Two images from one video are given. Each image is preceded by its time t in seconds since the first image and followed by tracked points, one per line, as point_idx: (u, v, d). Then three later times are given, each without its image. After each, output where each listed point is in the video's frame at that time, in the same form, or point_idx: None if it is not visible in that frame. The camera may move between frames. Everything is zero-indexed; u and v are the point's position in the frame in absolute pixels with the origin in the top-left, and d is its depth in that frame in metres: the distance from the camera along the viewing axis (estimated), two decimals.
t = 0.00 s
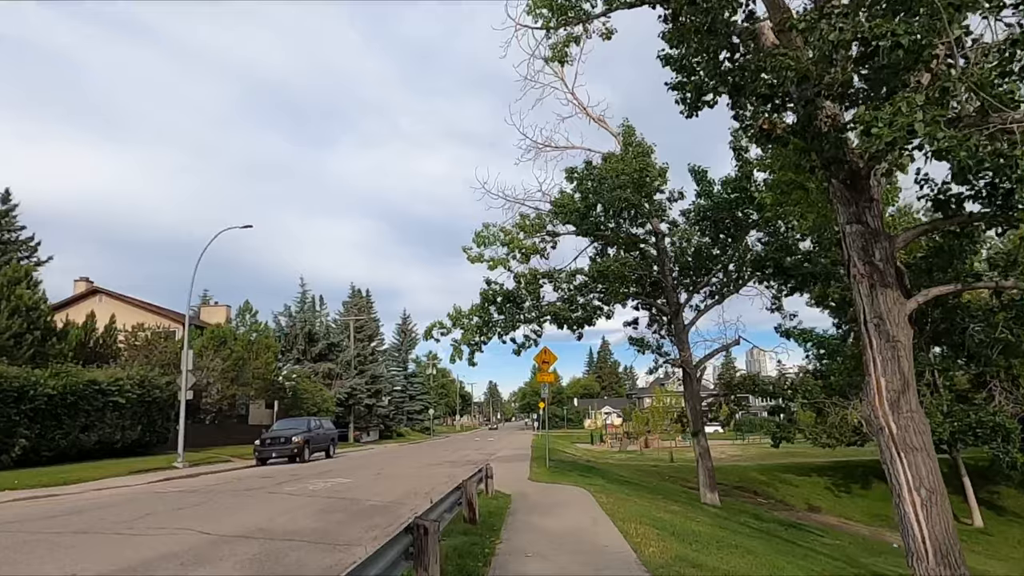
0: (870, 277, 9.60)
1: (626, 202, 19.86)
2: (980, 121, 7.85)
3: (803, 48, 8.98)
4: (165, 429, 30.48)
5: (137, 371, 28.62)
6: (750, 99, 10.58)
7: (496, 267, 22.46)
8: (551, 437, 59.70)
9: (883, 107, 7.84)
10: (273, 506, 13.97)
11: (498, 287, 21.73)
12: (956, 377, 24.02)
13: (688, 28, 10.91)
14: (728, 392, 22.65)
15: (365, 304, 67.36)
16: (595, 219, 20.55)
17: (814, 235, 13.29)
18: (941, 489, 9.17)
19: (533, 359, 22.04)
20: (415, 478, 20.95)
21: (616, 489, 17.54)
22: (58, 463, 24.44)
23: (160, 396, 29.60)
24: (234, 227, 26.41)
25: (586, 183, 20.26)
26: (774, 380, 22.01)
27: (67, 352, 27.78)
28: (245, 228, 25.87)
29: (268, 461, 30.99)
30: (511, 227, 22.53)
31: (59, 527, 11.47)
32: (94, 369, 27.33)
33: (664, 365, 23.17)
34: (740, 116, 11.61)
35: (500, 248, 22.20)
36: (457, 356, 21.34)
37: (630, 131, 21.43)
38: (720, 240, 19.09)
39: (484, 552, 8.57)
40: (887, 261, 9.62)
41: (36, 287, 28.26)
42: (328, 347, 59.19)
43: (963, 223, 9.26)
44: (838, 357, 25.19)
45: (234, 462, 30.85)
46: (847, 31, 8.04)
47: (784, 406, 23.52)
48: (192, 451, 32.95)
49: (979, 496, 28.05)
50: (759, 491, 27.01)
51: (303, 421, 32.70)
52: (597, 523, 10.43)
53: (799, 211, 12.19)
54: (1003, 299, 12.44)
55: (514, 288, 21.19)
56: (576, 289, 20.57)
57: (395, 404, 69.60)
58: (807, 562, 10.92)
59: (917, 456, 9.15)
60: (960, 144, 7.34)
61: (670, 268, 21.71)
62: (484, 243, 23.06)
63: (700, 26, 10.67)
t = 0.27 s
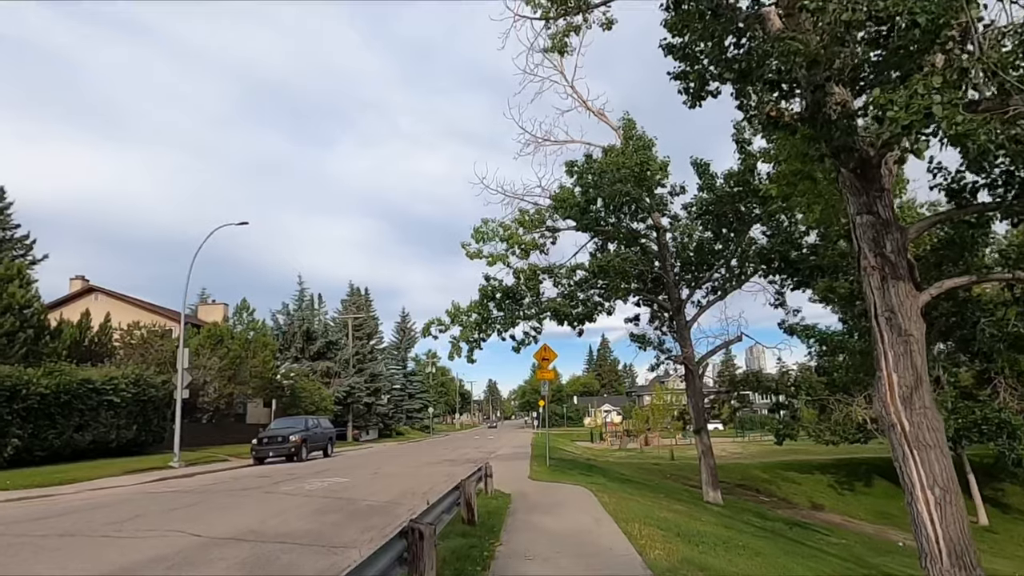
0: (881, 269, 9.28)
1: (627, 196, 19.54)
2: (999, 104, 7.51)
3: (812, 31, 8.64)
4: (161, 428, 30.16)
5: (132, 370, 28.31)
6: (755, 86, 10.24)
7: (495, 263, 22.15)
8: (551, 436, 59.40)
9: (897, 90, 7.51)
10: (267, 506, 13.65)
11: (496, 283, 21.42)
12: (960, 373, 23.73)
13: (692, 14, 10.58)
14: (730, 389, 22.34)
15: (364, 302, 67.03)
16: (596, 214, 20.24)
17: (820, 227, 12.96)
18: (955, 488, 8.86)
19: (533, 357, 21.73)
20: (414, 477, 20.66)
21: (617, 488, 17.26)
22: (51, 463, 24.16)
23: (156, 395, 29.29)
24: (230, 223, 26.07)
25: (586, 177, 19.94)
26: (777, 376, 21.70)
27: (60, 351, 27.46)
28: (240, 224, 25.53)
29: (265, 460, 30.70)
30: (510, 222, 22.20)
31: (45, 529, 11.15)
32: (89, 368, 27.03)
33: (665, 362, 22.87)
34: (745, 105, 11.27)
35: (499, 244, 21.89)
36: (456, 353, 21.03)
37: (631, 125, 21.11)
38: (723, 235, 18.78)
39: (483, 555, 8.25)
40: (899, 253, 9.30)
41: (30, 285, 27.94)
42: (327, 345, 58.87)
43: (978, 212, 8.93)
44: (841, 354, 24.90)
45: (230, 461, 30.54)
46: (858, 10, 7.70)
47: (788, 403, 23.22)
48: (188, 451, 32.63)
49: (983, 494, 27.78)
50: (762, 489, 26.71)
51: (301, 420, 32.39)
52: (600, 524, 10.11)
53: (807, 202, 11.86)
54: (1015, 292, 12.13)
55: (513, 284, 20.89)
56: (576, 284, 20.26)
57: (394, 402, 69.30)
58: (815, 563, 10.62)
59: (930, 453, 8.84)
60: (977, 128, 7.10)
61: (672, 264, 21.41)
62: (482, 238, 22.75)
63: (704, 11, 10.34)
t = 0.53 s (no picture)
0: (890, 261, 9.00)
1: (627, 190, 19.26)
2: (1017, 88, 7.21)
3: (818, 14, 8.35)
4: (156, 426, 29.86)
5: (126, 367, 28.02)
6: (760, 73, 9.95)
7: (493, 258, 21.88)
8: (550, 433, 59.22)
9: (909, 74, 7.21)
10: (260, 506, 13.35)
11: (494, 279, 21.13)
12: (963, 369, 23.50)
13: None
14: (730, 386, 21.81)
15: (362, 299, 66.71)
16: (595, 209, 19.97)
17: (825, 221, 12.68)
18: (965, 487, 8.61)
19: (531, 354, 21.45)
20: (411, 476, 20.37)
21: (618, 486, 17.00)
22: (43, 462, 23.91)
23: (150, 393, 29.00)
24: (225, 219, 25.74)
25: (586, 172, 19.64)
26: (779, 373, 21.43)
27: (53, 348, 27.16)
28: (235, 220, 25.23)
29: (261, 459, 30.40)
30: (508, 217, 21.92)
31: (31, 529, 10.85)
32: (82, 366, 26.77)
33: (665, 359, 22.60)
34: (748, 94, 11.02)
35: (497, 239, 21.61)
36: (453, 350, 20.75)
37: (631, 118, 20.82)
38: (724, 230, 18.51)
39: (480, 556, 7.99)
40: (908, 245, 9.03)
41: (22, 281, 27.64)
42: (324, 342, 58.59)
43: (990, 202, 8.67)
44: (843, 351, 24.65)
45: (226, 459, 30.26)
46: None
47: (789, 400, 22.97)
48: (183, 449, 32.34)
49: (985, 492, 27.57)
50: (762, 487, 26.48)
51: (297, 417, 32.08)
52: (601, 525, 9.84)
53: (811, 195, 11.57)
54: None
55: (511, 280, 20.60)
56: (575, 280, 19.99)
57: (392, 400, 69.02)
58: (820, 564, 10.36)
59: (941, 451, 8.58)
60: (994, 113, 6.83)
61: (672, 259, 21.15)
62: (480, 234, 22.47)
63: None
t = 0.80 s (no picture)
0: (896, 251, 8.74)
1: (625, 183, 18.97)
2: None
3: None
4: (147, 421, 29.52)
5: (117, 361, 27.67)
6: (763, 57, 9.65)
7: (489, 252, 21.60)
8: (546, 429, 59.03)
9: (922, 54, 6.92)
10: (250, 502, 13.06)
11: (490, 273, 20.84)
12: (963, 364, 23.30)
13: None
14: (728, 380, 21.75)
15: (357, 294, 66.31)
16: (592, 201, 19.68)
17: (827, 212, 12.43)
18: (973, 483, 8.36)
19: (527, 348, 21.17)
20: (405, 471, 20.09)
21: (615, 482, 16.75)
22: (31, 457, 23.58)
23: (142, 387, 28.66)
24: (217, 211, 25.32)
25: (583, 163, 19.35)
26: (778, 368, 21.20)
27: (42, 342, 26.78)
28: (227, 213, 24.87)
29: (254, 454, 30.08)
30: (504, 209, 21.62)
31: (12, 527, 10.54)
32: (71, 360, 26.42)
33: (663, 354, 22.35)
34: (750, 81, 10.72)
35: (492, 232, 21.31)
36: (447, 344, 20.46)
37: (628, 109, 20.52)
38: (723, 223, 18.25)
39: (473, 555, 7.70)
40: (915, 235, 8.77)
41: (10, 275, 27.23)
42: (319, 337, 58.26)
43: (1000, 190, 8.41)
44: (842, 346, 24.44)
45: (218, 455, 29.94)
46: None
47: (788, 395, 22.75)
48: (176, 444, 32.01)
49: (983, 488, 27.42)
50: (759, 483, 26.29)
51: (291, 413, 31.76)
52: (598, 523, 9.57)
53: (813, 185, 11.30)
54: None
55: (507, 273, 20.30)
56: (572, 273, 19.71)
57: (387, 395, 68.70)
58: (823, 563, 10.09)
59: (948, 447, 8.33)
60: (1011, 94, 6.53)
61: (670, 253, 20.89)
62: (476, 227, 22.17)
63: None
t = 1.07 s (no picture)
0: (904, 242, 8.46)
1: (622, 174, 18.65)
2: None
3: None
4: (139, 417, 29.18)
5: (108, 357, 27.31)
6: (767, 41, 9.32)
7: (484, 244, 21.29)
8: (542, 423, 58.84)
9: (938, 33, 6.60)
10: (240, 501, 12.76)
11: (485, 266, 20.52)
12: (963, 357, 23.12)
13: None
14: (728, 374, 21.55)
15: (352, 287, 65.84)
16: (589, 193, 19.38)
17: (829, 203, 12.16)
18: (983, 480, 8.12)
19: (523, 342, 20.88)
20: (400, 467, 19.82)
21: (613, 478, 16.51)
22: (20, 454, 23.26)
23: (133, 382, 28.31)
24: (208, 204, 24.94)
25: (580, 154, 19.02)
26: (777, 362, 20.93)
27: (31, 337, 26.39)
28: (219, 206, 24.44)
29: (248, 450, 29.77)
30: (500, 201, 21.29)
31: None
32: (61, 355, 26.05)
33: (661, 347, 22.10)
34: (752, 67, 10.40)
35: (488, 225, 20.99)
36: (442, 338, 20.17)
37: (626, 99, 20.18)
38: (722, 215, 17.97)
39: (467, 558, 7.42)
40: (924, 225, 8.49)
41: None
42: (314, 332, 57.90)
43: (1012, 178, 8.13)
44: (840, 339, 24.24)
45: (212, 450, 29.64)
46: None
47: (787, 389, 22.53)
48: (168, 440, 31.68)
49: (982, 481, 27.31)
50: (757, 477, 26.12)
51: (285, 407, 31.44)
52: (595, 522, 9.30)
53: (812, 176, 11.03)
54: None
55: (503, 267, 19.99)
56: (569, 266, 19.41)
57: (383, 389, 68.41)
58: (827, 562, 9.85)
59: (957, 444, 8.09)
60: None
61: (668, 245, 20.64)
62: (471, 219, 21.83)
63: None
